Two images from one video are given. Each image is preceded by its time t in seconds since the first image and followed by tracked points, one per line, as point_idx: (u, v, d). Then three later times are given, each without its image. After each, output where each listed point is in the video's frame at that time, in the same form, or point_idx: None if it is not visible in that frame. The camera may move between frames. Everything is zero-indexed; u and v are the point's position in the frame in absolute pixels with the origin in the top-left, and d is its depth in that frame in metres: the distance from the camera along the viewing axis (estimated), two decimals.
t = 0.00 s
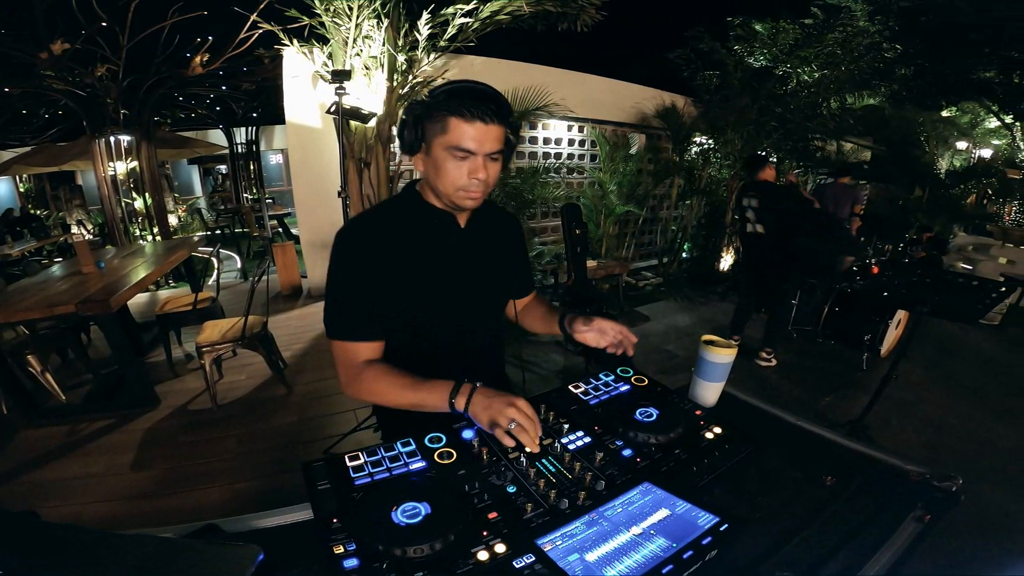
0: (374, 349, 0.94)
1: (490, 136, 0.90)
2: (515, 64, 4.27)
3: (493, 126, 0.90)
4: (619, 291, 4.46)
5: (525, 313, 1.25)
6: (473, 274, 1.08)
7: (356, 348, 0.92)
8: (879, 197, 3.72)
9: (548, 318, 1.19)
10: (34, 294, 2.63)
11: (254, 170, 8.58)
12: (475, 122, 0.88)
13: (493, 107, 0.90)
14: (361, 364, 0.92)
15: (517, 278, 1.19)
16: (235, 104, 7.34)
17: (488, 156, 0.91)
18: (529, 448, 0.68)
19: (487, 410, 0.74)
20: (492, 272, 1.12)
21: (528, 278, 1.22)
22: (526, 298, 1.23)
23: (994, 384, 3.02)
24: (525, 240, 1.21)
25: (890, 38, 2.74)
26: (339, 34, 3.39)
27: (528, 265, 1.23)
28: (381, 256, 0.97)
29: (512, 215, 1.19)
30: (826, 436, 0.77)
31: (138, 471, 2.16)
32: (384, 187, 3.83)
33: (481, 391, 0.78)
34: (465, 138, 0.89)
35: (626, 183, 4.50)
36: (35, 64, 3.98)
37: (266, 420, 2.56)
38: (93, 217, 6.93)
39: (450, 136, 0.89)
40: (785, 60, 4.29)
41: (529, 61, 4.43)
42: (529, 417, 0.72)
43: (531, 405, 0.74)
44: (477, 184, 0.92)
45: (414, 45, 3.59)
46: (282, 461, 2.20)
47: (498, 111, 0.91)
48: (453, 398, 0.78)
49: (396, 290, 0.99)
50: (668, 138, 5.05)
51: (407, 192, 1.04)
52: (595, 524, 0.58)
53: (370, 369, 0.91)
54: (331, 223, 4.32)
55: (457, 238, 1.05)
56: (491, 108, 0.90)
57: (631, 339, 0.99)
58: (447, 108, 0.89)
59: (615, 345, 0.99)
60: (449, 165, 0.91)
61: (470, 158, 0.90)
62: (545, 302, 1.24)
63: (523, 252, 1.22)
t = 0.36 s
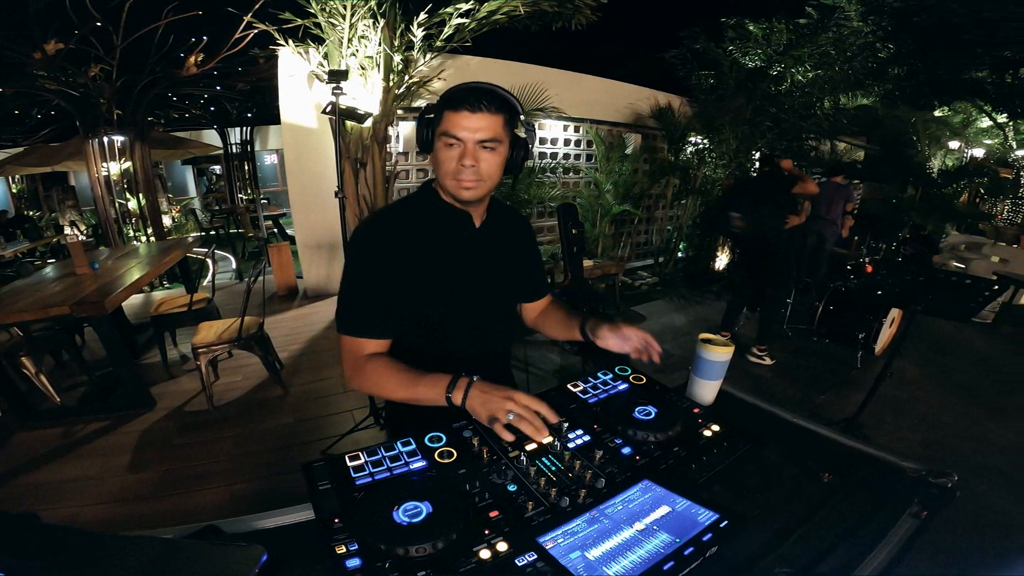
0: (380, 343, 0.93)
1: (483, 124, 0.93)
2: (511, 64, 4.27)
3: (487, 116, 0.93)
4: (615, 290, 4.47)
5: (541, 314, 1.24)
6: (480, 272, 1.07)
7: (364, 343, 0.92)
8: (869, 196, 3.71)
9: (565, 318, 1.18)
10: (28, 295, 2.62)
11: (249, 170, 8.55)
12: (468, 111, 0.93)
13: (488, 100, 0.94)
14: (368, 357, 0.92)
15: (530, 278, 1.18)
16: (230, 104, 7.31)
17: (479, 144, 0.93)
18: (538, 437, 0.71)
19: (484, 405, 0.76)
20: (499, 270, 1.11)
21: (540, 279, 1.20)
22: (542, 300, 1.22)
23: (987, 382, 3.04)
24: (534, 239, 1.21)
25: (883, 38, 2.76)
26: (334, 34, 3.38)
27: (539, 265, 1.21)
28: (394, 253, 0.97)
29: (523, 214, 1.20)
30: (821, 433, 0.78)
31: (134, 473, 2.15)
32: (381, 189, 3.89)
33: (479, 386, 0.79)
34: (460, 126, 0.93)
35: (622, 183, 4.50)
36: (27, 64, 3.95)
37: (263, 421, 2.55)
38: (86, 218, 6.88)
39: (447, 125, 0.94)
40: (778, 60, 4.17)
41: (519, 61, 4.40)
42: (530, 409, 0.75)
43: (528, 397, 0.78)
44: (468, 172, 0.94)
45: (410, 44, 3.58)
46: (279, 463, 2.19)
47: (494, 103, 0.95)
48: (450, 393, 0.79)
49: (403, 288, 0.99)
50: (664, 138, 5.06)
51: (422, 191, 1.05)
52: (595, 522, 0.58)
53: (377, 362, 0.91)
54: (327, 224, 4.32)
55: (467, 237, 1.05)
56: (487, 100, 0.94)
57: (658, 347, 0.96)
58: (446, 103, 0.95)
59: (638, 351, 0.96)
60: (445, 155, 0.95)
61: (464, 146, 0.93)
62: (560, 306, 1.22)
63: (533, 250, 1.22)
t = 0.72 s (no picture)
0: (382, 340, 0.93)
1: (463, 115, 0.92)
2: (509, 64, 4.27)
3: (466, 106, 0.92)
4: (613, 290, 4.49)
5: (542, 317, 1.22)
6: (481, 268, 1.08)
7: (368, 339, 0.92)
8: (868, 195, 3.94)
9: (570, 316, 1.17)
10: (23, 296, 2.60)
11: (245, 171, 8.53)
12: (446, 102, 0.91)
13: (468, 90, 0.92)
14: (372, 355, 0.92)
15: (530, 277, 1.17)
16: (226, 104, 7.30)
17: (459, 135, 0.92)
18: (528, 445, 0.69)
19: (484, 407, 0.75)
20: (500, 268, 1.12)
21: (542, 276, 1.19)
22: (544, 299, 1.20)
23: (982, 381, 3.06)
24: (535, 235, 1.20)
25: (879, 39, 2.79)
26: (332, 34, 3.38)
27: (541, 263, 1.20)
28: (392, 248, 0.96)
29: (521, 210, 1.19)
30: (819, 431, 0.78)
31: (130, 474, 2.14)
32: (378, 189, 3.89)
33: (483, 387, 0.78)
34: (439, 119, 0.92)
35: (620, 183, 4.52)
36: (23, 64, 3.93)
37: (261, 422, 2.55)
38: (82, 218, 6.85)
39: (427, 118, 0.93)
40: (775, 59, 4.34)
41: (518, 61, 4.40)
42: (529, 416, 0.73)
43: (530, 404, 0.75)
44: (450, 164, 0.93)
45: (408, 45, 3.59)
46: (277, 463, 2.19)
47: (473, 93, 0.93)
48: (452, 394, 0.79)
49: (405, 287, 0.99)
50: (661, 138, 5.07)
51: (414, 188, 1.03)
52: (596, 520, 0.58)
53: (381, 360, 0.91)
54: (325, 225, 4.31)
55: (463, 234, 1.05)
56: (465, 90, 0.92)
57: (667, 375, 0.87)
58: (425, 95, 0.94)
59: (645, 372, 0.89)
60: (427, 148, 0.95)
61: (443, 138, 0.92)
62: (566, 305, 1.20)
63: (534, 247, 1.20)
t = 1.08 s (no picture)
0: (355, 348, 0.94)
1: (412, 120, 0.89)
2: (507, 64, 4.27)
3: (416, 111, 0.90)
4: (612, 290, 4.51)
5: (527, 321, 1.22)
6: (452, 272, 1.08)
7: (341, 347, 0.92)
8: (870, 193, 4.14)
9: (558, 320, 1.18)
10: (20, 297, 2.59)
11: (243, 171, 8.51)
12: (395, 108, 0.89)
13: (417, 95, 0.90)
14: (347, 365, 0.93)
15: (513, 280, 1.17)
16: (224, 104, 7.28)
17: (409, 142, 0.89)
18: (528, 446, 0.69)
19: (486, 412, 0.75)
20: (476, 273, 1.12)
21: (526, 280, 1.19)
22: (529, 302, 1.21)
23: (980, 379, 3.08)
24: (511, 238, 1.19)
25: (876, 38, 2.81)
26: (331, 34, 3.38)
27: (522, 265, 1.20)
28: (358, 254, 0.96)
29: (492, 213, 1.18)
30: (817, 429, 0.78)
31: (129, 475, 2.14)
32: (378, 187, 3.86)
33: (481, 393, 0.78)
34: (388, 125, 0.89)
35: (619, 183, 4.54)
36: (20, 64, 3.91)
37: (260, 423, 2.54)
38: (80, 219, 6.83)
39: (377, 125, 0.90)
40: (773, 60, 4.31)
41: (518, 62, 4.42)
42: (530, 419, 0.73)
43: (531, 407, 0.76)
44: (398, 171, 0.90)
45: (406, 45, 3.59)
46: (278, 463, 2.19)
47: (424, 98, 0.91)
48: (452, 402, 0.79)
49: (380, 293, 1.00)
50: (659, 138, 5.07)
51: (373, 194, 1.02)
52: (596, 520, 0.58)
53: (362, 370, 0.92)
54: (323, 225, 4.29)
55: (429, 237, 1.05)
56: (415, 95, 0.90)
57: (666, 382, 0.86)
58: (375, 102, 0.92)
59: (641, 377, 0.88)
60: (376, 156, 0.92)
61: (392, 144, 0.89)
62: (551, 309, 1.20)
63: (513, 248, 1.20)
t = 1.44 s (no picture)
0: (355, 354, 0.93)
1: (380, 119, 0.91)
2: (507, 64, 4.28)
3: (387, 112, 0.92)
4: (611, 289, 4.51)
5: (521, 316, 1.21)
6: (449, 272, 1.08)
7: (340, 353, 0.91)
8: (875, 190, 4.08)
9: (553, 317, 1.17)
10: (20, 297, 2.59)
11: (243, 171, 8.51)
12: (369, 112, 0.92)
13: (387, 95, 0.92)
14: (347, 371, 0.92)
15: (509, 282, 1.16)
16: (224, 104, 7.28)
17: (379, 142, 0.91)
18: (528, 447, 0.69)
19: (485, 413, 0.75)
20: (473, 272, 1.12)
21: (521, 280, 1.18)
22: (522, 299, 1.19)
23: (980, 379, 3.08)
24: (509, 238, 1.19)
25: (876, 38, 2.81)
26: (331, 34, 3.37)
27: (519, 266, 1.19)
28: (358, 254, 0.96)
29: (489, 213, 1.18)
30: (816, 429, 0.78)
31: (129, 475, 2.13)
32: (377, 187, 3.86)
33: (481, 393, 0.79)
34: (364, 126, 0.93)
35: (618, 183, 4.54)
36: (19, 64, 3.90)
37: (259, 423, 2.54)
38: (79, 219, 6.82)
39: (357, 126, 0.95)
40: (773, 60, 4.32)
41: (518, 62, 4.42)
42: (530, 419, 0.73)
43: (531, 407, 0.76)
44: (368, 170, 0.93)
45: (406, 45, 3.59)
46: (278, 463, 2.19)
47: (394, 98, 0.93)
48: (452, 401, 0.80)
49: (376, 297, 1.00)
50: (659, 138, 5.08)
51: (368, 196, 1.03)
52: (596, 520, 0.58)
53: (363, 378, 0.90)
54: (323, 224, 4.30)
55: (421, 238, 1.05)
56: (388, 97, 0.92)
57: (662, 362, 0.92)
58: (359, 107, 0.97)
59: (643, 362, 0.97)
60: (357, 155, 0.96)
61: (366, 144, 0.92)
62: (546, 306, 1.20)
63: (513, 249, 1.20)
